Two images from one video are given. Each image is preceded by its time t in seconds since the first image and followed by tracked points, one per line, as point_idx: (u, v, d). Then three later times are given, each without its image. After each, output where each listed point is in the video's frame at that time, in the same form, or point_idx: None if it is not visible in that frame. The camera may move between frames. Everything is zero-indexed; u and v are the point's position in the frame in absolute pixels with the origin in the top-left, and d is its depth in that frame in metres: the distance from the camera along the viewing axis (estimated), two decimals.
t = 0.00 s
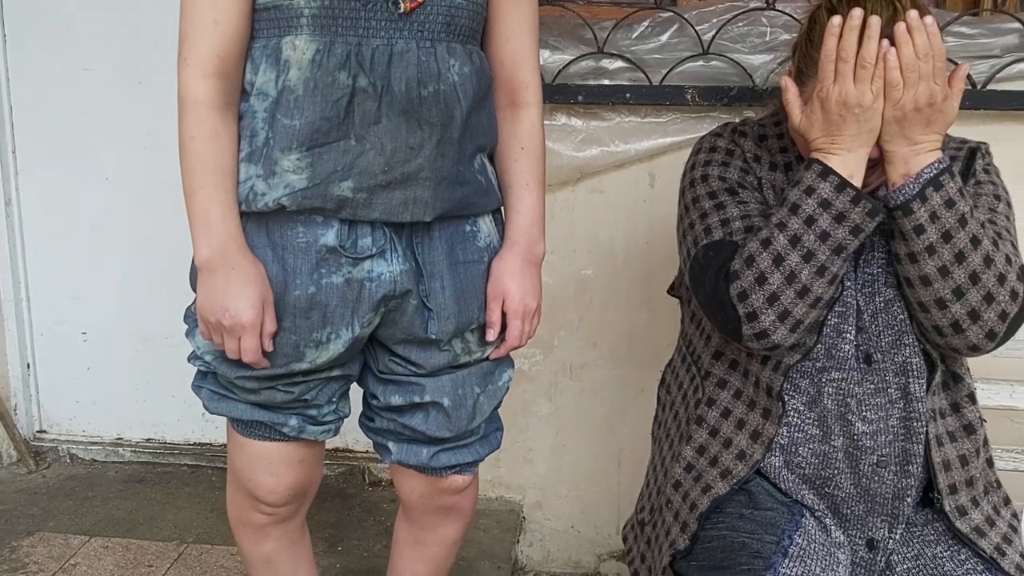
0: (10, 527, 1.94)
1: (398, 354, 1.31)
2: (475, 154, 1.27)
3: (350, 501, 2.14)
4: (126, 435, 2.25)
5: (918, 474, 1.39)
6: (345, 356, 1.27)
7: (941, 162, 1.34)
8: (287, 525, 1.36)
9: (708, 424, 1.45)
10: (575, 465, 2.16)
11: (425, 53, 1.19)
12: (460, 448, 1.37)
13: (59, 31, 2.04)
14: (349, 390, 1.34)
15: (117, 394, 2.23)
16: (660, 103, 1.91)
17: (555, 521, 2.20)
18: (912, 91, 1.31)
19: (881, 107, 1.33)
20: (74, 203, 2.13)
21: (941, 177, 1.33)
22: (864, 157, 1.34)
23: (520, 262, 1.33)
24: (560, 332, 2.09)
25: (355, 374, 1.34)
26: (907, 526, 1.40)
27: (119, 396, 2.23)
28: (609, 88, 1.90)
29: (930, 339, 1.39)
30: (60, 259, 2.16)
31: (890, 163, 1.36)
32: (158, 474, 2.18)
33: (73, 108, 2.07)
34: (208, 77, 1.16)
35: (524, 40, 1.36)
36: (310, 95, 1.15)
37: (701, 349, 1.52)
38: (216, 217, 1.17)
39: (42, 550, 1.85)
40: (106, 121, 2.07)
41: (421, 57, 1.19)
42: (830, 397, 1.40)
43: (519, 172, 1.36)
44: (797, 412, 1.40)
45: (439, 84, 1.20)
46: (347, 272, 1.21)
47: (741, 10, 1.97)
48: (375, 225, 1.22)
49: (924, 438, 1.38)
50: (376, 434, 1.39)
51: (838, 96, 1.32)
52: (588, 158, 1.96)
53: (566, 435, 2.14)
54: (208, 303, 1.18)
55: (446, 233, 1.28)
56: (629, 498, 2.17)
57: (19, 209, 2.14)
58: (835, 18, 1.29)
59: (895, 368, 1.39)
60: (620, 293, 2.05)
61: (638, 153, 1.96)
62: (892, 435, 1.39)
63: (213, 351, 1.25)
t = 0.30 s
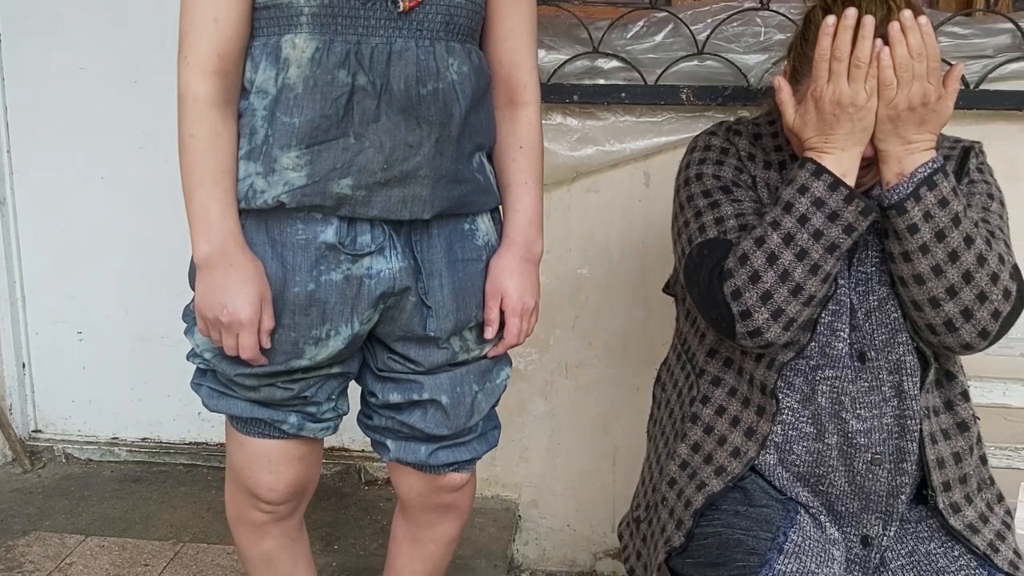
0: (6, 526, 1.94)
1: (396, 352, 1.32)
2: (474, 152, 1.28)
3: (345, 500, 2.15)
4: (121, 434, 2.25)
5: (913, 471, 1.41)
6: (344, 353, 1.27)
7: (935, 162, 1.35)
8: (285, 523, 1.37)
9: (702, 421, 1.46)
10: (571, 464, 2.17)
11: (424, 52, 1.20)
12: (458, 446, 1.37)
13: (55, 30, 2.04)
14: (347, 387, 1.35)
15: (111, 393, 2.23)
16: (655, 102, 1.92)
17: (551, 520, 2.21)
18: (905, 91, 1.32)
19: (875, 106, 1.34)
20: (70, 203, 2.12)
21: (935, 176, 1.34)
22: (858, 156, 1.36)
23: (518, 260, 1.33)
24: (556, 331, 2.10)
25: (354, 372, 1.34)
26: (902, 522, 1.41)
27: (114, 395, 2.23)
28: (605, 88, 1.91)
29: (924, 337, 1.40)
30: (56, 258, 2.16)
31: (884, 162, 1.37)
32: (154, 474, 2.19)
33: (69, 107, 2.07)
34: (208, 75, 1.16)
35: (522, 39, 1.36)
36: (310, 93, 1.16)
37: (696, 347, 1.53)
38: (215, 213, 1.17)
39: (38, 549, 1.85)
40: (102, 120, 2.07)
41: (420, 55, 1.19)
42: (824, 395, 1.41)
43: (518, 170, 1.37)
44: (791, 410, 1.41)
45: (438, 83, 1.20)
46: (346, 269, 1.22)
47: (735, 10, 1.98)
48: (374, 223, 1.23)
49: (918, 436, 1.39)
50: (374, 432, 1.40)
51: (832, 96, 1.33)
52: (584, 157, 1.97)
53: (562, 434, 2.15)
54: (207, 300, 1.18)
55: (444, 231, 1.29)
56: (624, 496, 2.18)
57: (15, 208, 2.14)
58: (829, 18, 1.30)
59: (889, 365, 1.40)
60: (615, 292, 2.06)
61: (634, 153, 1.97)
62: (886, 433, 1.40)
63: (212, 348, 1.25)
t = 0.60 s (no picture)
0: (5, 523, 1.94)
1: (397, 349, 1.32)
2: (475, 150, 1.29)
3: (344, 498, 2.15)
4: (120, 432, 2.25)
5: (911, 471, 1.41)
6: (345, 350, 1.28)
7: (932, 162, 1.36)
8: (286, 520, 1.37)
9: (699, 420, 1.47)
10: (570, 462, 2.17)
11: (425, 49, 1.20)
12: (458, 443, 1.38)
13: (54, 28, 2.04)
14: (348, 384, 1.35)
15: (110, 391, 2.23)
16: (654, 100, 1.92)
17: (549, 517, 2.21)
18: (903, 91, 1.33)
19: (872, 106, 1.34)
20: (68, 201, 2.12)
21: (933, 176, 1.35)
22: (854, 156, 1.36)
23: (519, 257, 1.34)
24: (554, 329, 2.10)
25: (355, 369, 1.35)
26: (900, 520, 1.42)
27: (113, 393, 2.23)
28: (603, 86, 1.92)
29: (921, 337, 1.41)
30: (54, 256, 2.16)
31: (882, 161, 1.38)
32: (153, 472, 2.19)
33: (68, 105, 2.07)
34: (210, 72, 1.17)
35: (522, 36, 1.37)
36: (311, 90, 1.16)
37: (693, 346, 1.53)
38: (216, 210, 1.17)
39: (37, 547, 1.85)
40: (101, 119, 2.07)
41: (421, 52, 1.20)
42: (821, 395, 1.41)
43: (518, 168, 1.37)
44: (788, 410, 1.42)
45: (439, 80, 1.21)
46: (347, 266, 1.22)
47: (733, 8, 1.98)
48: (375, 220, 1.23)
49: (916, 436, 1.40)
50: (374, 429, 1.40)
51: (830, 94, 1.34)
52: (583, 155, 1.98)
53: (561, 432, 2.16)
54: (208, 297, 1.18)
55: (445, 228, 1.29)
56: (623, 494, 2.18)
57: (13, 206, 2.14)
58: (827, 17, 1.31)
59: (886, 366, 1.41)
60: (614, 290, 2.06)
61: (632, 151, 1.97)
62: (883, 433, 1.40)
63: (213, 345, 1.25)
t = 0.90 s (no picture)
0: (3, 520, 1.94)
1: (396, 345, 1.32)
2: (475, 144, 1.29)
3: (342, 495, 2.15)
4: (118, 429, 2.25)
5: (908, 468, 1.41)
6: (344, 345, 1.28)
7: (931, 159, 1.36)
8: (285, 516, 1.37)
9: (696, 418, 1.47)
10: (568, 458, 2.17)
11: (424, 43, 1.20)
12: (457, 439, 1.38)
13: (52, 25, 2.03)
14: (347, 380, 1.35)
15: (108, 388, 2.23)
16: (652, 97, 1.91)
17: (547, 514, 2.22)
18: (899, 86, 1.33)
19: (867, 102, 1.35)
20: (66, 198, 2.12)
21: (931, 173, 1.35)
22: (850, 153, 1.37)
23: (518, 252, 1.34)
24: (553, 326, 2.10)
25: (354, 364, 1.35)
26: (897, 516, 1.42)
27: (111, 390, 2.23)
28: (601, 83, 1.91)
29: (919, 334, 1.41)
30: (52, 253, 2.16)
31: (880, 157, 1.38)
32: (151, 469, 2.18)
33: (66, 102, 2.07)
34: (209, 67, 1.17)
35: (522, 31, 1.37)
36: (311, 84, 1.16)
37: (690, 342, 1.53)
38: (216, 205, 1.17)
39: (35, 544, 1.85)
40: (99, 116, 2.07)
41: (420, 47, 1.20)
42: (818, 393, 1.41)
43: (518, 163, 1.37)
44: (785, 408, 1.42)
45: (438, 74, 1.21)
46: (346, 261, 1.22)
47: (731, 4, 1.98)
48: (374, 214, 1.23)
49: (913, 433, 1.40)
50: (373, 425, 1.40)
51: (825, 91, 1.34)
52: (581, 152, 1.98)
53: (559, 429, 2.16)
54: (207, 291, 1.18)
55: (444, 223, 1.29)
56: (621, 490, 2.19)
57: (11, 203, 2.13)
58: (823, 13, 1.31)
59: (883, 363, 1.41)
60: (612, 287, 2.07)
61: (630, 147, 1.98)
62: (880, 431, 1.40)
63: (212, 340, 1.25)
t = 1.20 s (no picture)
0: (3, 517, 1.95)
1: (394, 341, 1.33)
2: (473, 140, 1.29)
3: (341, 492, 2.16)
4: (117, 426, 2.26)
5: (904, 464, 1.42)
6: (344, 340, 1.28)
7: (927, 155, 1.36)
8: (284, 511, 1.37)
9: (693, 414, 1.48)
10: (566, 455, 2.18)
11: (423, 39, 1.21)
12: (455, 436, 1.38)
13: (51, 23, 2.04)
14: (345, 375, 1.35)
15: (107, 385, 2.24)
16: (650, 94, 1.92)
17: (546, 511, 2.22)
18: (893, 81, 1.33)
19: (863, 98, 1.35)
20: (66, 195, 2.13)
21: (927, 170, 1.35)
22: (845, 148, 1.37)
23: (516, 248, 1.34)
24: (551, 323, 2.11)
25: (353, 359, 1.35)
26: (894, 511, 1.43)
27: (110, 388, 2.24)
28: (599, 80, 1.92)
29: (916, 330, 1.41)
30: (51, 251, 2.16)
31: (876, 154, 1.38)
32: (150, 466, 2.19)
33: (66, 100, 2.07)
34: (209, 62, 1.18)
35: (521, 28, 1.38)
36: (310, 79, 1.17)
37: (686, 339, 1.54)
38: (215, 199, 1.18)
39: (35, 540, 1.86)
40: (98, 114, 2.08)
41: (419, 42, 1.20)
42: (814, 390, 1.42)
43: (516, 160, 1.38)
44: (781, 405, 1.42)
45: (436, 69, 1.21)
46: (344, 257, 1.23)
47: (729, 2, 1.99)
48: (372, 210, 1.24)
49: (909, 429, 1.40)
50: (372, 421, 1.41)
51: (820, 87, 1.35)
52: (579, 149, 1.98)
53: (557, 426, 2.16)
54: (207, 286, 1.19)
55: (442, 220, 1.29)
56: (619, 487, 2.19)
57: (10, 201, 2.14)
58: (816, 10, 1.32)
59: (879, 360, 1.42)
60: (610, 285, 2.07)
61: (628, 145, 1.98)
62: (876, 427, 1.41)
63: (211, 335, 1.26)
